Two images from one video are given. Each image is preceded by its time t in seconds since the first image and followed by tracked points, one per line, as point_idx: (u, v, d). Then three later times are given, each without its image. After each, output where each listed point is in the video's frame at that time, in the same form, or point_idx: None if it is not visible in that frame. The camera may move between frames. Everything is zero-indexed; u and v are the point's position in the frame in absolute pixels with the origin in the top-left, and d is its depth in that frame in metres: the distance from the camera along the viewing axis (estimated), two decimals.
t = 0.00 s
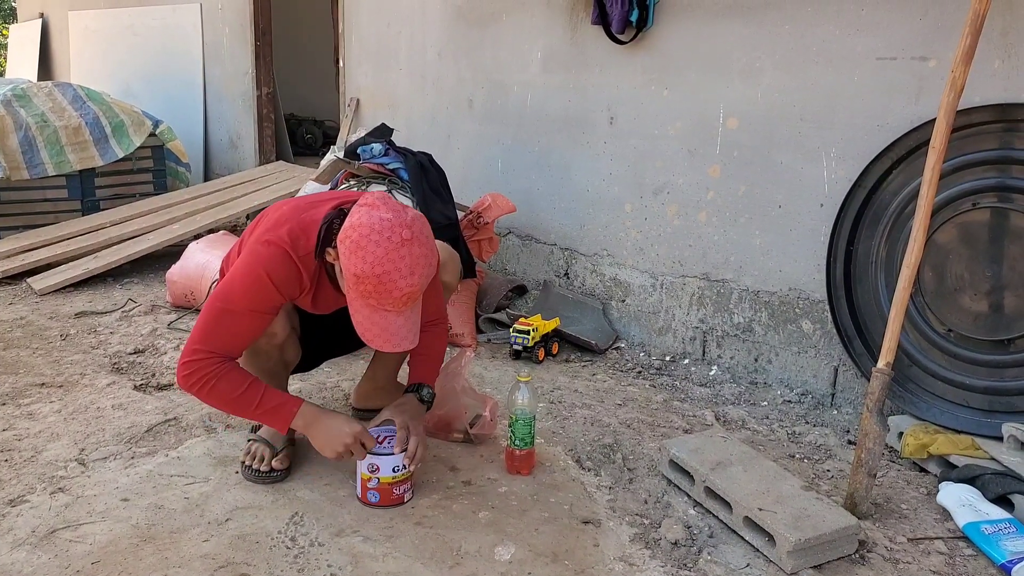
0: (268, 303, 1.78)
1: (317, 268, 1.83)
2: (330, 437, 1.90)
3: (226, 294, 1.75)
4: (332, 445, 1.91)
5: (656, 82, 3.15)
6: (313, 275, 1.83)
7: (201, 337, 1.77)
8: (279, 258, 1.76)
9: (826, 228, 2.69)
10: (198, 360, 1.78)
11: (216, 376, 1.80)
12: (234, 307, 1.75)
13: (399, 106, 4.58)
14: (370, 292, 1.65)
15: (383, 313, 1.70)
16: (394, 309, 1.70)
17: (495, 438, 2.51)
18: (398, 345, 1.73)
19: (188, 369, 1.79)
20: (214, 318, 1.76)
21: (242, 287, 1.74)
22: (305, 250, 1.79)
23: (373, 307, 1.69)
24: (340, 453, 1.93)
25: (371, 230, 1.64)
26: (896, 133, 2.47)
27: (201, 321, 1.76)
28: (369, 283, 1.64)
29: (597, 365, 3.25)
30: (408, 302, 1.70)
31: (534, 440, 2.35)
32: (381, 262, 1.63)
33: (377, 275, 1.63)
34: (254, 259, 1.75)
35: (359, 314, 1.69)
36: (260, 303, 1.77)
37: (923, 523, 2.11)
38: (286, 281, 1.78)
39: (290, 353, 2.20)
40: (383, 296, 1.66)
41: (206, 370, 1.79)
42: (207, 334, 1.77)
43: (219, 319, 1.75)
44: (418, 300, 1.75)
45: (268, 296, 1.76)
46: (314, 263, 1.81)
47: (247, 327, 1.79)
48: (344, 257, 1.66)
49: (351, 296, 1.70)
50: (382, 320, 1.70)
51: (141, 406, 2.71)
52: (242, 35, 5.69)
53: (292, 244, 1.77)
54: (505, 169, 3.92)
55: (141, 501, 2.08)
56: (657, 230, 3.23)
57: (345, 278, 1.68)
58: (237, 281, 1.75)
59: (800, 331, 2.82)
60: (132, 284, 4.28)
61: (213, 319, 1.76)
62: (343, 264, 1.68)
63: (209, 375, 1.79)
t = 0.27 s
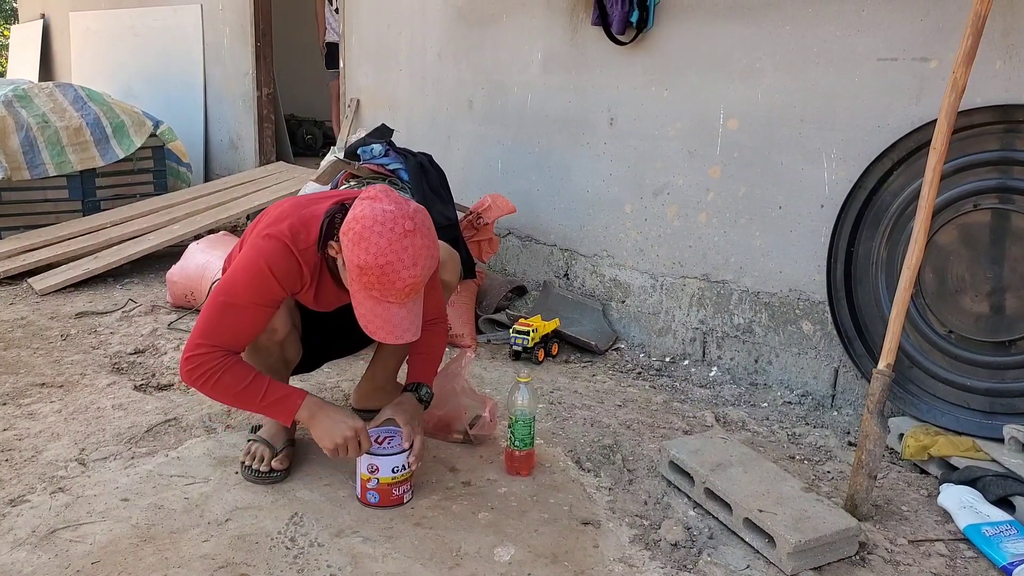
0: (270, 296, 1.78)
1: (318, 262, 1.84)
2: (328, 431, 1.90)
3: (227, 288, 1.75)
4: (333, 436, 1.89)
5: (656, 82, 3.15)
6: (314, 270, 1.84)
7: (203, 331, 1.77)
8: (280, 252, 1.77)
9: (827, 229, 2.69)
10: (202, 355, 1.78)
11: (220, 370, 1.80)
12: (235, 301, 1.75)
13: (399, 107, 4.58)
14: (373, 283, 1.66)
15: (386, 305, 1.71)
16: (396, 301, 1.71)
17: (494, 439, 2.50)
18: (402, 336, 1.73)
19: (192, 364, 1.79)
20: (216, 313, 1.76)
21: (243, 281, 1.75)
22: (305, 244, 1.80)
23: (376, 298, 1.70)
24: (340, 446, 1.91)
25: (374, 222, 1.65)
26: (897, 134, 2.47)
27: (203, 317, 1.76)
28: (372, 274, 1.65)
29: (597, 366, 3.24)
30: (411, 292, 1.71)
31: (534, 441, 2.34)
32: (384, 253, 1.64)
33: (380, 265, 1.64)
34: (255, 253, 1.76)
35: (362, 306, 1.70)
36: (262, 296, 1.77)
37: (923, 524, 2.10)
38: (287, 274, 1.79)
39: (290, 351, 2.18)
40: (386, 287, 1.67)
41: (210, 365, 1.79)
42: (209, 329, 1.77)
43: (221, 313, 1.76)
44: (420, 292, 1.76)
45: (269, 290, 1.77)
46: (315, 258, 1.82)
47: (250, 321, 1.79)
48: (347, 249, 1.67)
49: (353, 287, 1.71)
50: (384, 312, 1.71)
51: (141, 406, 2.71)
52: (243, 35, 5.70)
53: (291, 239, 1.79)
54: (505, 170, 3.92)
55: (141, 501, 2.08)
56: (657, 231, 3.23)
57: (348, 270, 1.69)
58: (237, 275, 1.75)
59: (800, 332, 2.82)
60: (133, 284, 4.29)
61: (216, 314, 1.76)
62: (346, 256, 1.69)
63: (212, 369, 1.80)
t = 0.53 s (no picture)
0: (278, 290, 1.79)
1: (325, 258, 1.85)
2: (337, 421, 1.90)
3: (235, 283, 1.75)
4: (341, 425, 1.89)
5: (655, 83, 3.15)
6: (321, 266, 1.84)
7: (212, 325, 1.76)
8: (287, 246, 1.78)
9: (825, 229, 2.69)
10: (212, 349, 1.78)
11: (230, 364, 1.80)
12: (244, 295, 1.75)
13: (398, 108, 4.58)
14: (384, 281, 1.66)
15: (395, 303, 1.71)
16: (406, 298, 1.71)
17: (493, 440, 2.50)
18: (409, 333, 1.74)
19: (202, 359, 1.78)
20: (224, 307, 1.75)
21: (251, 275, 1.75)
22: (311, 239, 1.81)
23: (386, 296, 1.70)
24: (349, 436, 1.91)
25: (387, 219, 1.65)
26: (894, 135, 2.47)
27: (211, 311, 1.76)
28: (383, 271, 1.65)
29: (596, 367, 3.24)
30: (420, 291, 1.71)
31: (532, 442, 2.34)
32: (396, 250, 1.64)
33: (392, 263, 1.64)
34: (262, 247, 1.77)
35: (372, 303, 1.71)
36: (271, 289, 1.77)
37: (922, 525, 2.10)
38: (294, 269, 1.79)
39: (291, 351, 2.18)
40: (397, 285, 1.67)
41: (220, 358, 1.79)
42: (218, 323, 1.76)
43: (230, 307, 1.75)
44: (429, 291, 1.76)
45: (277, 283, 1.77)
46: (321, 253, 1.83)
47: (258, 315, 1.79)
48: (359, 246, 1.67)
49: (364, 285, 1.71)
50: (394, 310, 1.71)
51: (139, 407, 2.71)
52: (241, 36, 5.70)
53: (298, 234, 1.80)
54: (504, 171, 3.92)
55: (139, 502, 2.08)
56: (656, 231, 3.23)
57: (358, 267, 1.69)
58: (245, 270, 1.75)
59: (798, 333, 2.82)
60: (132, 285, 4.28)
61: (224, 307, 1.75)
62: (356, 253, 1.68)
63: (222, 363, 1.79)
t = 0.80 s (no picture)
0: (297, 289, 1.79)
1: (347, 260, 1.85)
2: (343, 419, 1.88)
3: (256, 278, 1.75)
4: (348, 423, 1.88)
5: (654, 83, 3.15)
6: (343, 269, 1.84)
7: (228, 320, 1.75)
8: (311, 246, 1.78)
9: (825, 230, 2.69)
10: (226, 343, 1.77)
11: (243, 359, 1.79)
12: (263, 292, 1.75)
13: (397, 108, 4.58)
14: (411, 292, 1.67)
15: (417, 314, 1.72)
16: (429, 311, 1.72)
17: (492, 440, 2.50)
18: (427, 345, 1.75)
19: (215, 352, 1.77)
20: (243, 302, 1.75)
21: (272, 272, 1.75)
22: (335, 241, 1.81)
23: (409, 307, 1.71)
24: (357, 433, 1.91)
25: (420, 232, 1.65)
26: (893, 135, 2.47)
27: (229, 305, 1.75)
28: (412, 283, 1.66)
29: (595, 367, 3.24)
30: (444, 304, 1.72)
31: (531, 442, 2.34)
32: (428, 264, 1.64)
33: (422, 276, 1.64)
34: (286, 244, 1.76)
35: (395, 313, 1.71)
36: (291, 287, 1.77)
37: (920, 525, 2.10)
38: (317, 269, 1.79)
39: (294, 355, 2.16)
40: (423, 297, 1.68)
41: (233, 353, 1.78)
42: (235, 318, 1.75)
43: (248, 303, 1.75)
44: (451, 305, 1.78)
45: (298, 281, 1.77)
46: (343, 256, 1.83)
47: (276, 312, 1.79)
48: (389, 256, 1.67)
49: (388, 294, 1.72)
50: (415, 322, 1.72)
51: (137, 407, 2.70)
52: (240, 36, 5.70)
53: (322, 235, 1.80)
54: (503, 171, 3.92)
55: (137, 503, 2.08)
56: (655, 231, 3.23)
57: (385, 276, 1.70)
58: (267, 266, 1.75)
59: (797, 333, 2.82)
60: (130, 285, 4.28)
61: (243, 303, 1.75)
62: (385, 261, 1.69)
63: (235, 358, 1.78)
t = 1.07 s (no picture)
0: (303, 293, 1.78)
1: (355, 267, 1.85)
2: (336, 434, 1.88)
3: (262, 279, 1.74)
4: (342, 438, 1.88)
5: (652, 82, 3.14)
6: (350, 276, 1.83)
7: (229, 319, 1.75)
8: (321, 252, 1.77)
9: (823, 228, 2.68)
10: (225, 342, 1.76)
11: (240, 360, 1.79)
12: (268, 294, 1.74)
13: (395, 107, 4.57)
14: (423, 307, 1.67)
15: (427, 328, 1.73)
16: (439, 326, 1.73)
17: (490, 439, 2.50)
18: (435, 361, 1.76)
19: (213, 350, 1.77)
20: (246, 301, 1.74)
21: (279, 275, 1.74)
22: (346, 249, 1.81)
23: (420, 321, 1.72)
24: (350, 448, 1.90)
25: (437, 248, 1.65)
26: (892, 133, 2.47)
27: (231, 303, 1.74)
28: (425, 298, 1.66)
29: (594, 366, 3.24)
30: (455, 320, 1.72)
31: (530, 441, 2.34)
32: (442, 280, 1.64)
33: (435, 291, 1.65)
34: (295, 247, 1.75)
35: (406, 326, 1.71)
36: (296, 291, 1.77)
37: (919, 523, 2.11)
38: (323, 274, 1.78)
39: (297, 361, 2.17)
40: (434, 312, 1.68)
41: (231, 352, 1.77)
42: (236, 317, 1.75)
43: (251, 303, 1.74)
44: (462, 319, 1.78)
45: (304, 285, 1.77)
46: (352, 263, 1.82)
47: (277, 314, 1.78)
48: (403, 269, 1.67)
49: (400, 306, 1.72)
50: (425, 336, 1.73)
51: (135, 407, 2.70)
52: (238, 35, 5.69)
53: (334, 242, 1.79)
54: (502, 170, 3.91)
55: (134, 502, 2.07)
56: (653, 230, 3.23)
57: (398, 288, 1.70)
58: (274, 268, 1.74)
59: (796, 331, 2.82)
60: (128, 285, 4.27)
61: (246, 302, 1.74)
62: (399, 274, 1.68)
63: (232, 358, 1.78)
